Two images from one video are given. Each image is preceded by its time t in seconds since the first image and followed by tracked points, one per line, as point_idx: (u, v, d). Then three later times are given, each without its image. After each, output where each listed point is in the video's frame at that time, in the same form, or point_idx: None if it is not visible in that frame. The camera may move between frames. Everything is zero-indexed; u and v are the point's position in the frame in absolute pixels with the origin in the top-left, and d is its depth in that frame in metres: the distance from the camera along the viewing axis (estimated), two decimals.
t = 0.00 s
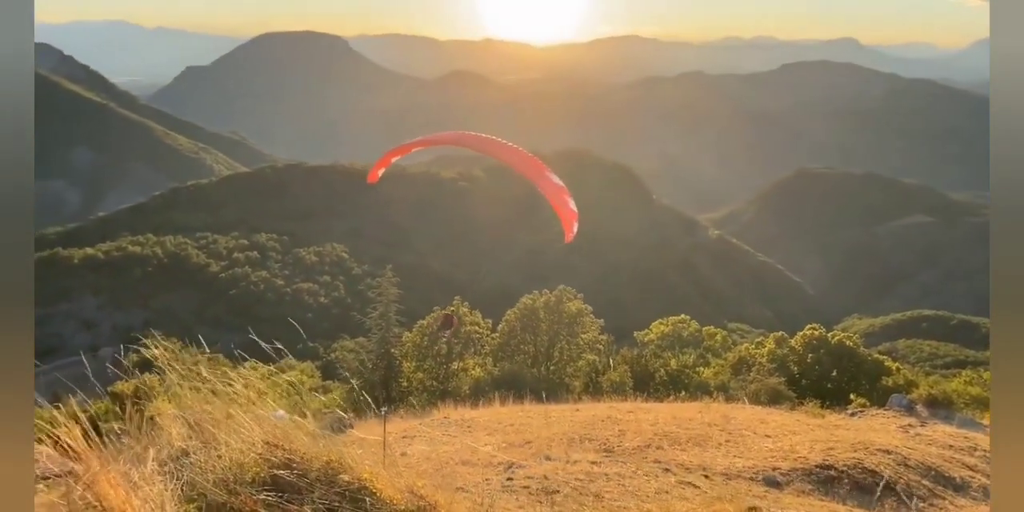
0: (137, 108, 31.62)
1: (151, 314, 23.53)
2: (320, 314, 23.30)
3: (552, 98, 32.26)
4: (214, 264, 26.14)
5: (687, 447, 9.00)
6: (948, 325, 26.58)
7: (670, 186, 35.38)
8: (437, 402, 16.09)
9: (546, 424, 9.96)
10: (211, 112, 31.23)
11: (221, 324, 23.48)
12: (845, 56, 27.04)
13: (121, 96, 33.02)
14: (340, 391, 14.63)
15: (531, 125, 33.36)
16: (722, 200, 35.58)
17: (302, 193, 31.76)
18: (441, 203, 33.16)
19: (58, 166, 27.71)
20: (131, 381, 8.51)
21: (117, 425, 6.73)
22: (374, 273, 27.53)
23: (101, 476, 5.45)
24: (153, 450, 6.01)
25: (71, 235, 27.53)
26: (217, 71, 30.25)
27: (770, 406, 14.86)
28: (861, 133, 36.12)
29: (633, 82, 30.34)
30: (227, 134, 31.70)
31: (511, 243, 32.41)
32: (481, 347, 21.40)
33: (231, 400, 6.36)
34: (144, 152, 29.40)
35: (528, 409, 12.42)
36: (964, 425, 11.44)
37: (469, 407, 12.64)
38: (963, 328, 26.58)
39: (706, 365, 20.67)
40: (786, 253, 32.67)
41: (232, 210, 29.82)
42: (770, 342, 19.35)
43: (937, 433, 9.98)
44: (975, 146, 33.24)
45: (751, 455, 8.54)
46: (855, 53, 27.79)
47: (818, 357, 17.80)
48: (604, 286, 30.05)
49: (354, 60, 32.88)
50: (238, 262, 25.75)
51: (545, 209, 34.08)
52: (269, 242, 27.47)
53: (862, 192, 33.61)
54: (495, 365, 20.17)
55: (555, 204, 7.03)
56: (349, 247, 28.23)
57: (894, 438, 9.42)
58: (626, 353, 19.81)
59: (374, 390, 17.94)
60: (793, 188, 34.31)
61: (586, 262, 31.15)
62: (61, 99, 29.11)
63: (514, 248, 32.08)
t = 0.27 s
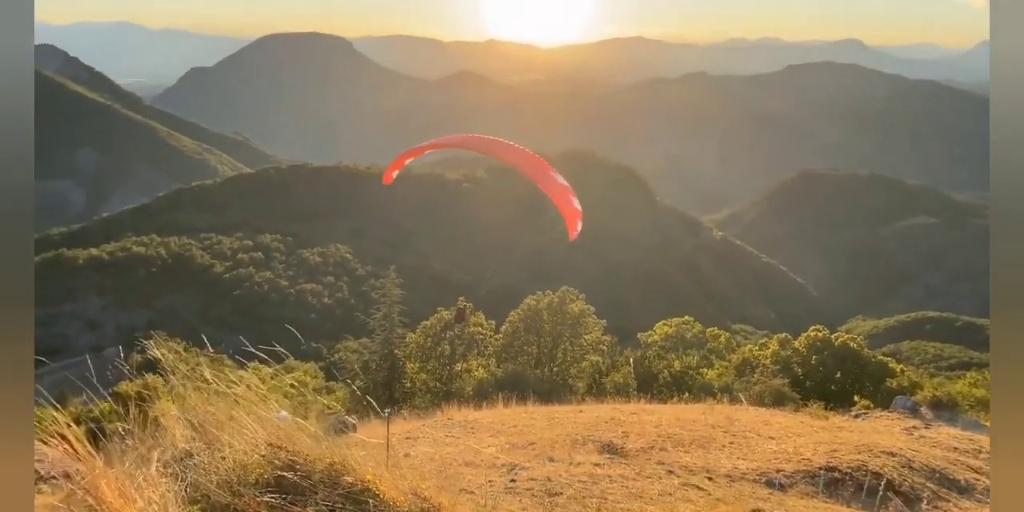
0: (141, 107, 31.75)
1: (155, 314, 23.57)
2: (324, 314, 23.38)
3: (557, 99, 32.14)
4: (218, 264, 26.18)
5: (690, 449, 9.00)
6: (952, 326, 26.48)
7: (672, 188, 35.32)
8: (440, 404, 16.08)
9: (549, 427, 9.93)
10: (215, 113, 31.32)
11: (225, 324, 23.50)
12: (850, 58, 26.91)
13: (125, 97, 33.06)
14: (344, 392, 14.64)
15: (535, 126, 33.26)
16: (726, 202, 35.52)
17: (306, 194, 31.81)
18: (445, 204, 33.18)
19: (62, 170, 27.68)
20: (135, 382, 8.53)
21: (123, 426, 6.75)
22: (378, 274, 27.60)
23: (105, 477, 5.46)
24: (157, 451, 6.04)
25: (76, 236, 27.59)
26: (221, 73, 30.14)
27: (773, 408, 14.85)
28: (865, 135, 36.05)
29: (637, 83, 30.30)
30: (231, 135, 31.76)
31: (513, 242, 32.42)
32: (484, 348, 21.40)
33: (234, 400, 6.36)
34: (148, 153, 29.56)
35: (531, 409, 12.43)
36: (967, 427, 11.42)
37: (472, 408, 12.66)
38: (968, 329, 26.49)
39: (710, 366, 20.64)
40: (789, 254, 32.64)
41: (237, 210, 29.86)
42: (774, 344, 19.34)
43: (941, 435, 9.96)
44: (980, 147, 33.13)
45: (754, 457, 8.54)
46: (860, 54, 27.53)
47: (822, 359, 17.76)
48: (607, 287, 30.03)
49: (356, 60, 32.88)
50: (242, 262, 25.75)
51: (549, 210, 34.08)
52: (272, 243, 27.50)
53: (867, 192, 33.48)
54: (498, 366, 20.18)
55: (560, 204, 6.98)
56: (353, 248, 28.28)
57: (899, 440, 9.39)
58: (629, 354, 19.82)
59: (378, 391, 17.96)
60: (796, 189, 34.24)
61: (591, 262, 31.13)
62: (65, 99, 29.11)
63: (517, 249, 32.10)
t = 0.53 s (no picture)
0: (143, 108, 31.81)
1: (158, 317, 23.59)
2: (326, 316, 23.41)
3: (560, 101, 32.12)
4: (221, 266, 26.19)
5: (693, 452, 8.98)
6: (956, 329, 26.41)
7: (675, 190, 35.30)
8: (443, 406, 16.07)
9: (552, 430, 9.91)
10: (217, 115, 31.35)
11: (227, 326, 23.52)
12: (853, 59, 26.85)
13: (128, 99, 33.11)
14: (346, 394, 14.60)
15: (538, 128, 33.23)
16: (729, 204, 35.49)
17: (309, 196, 31.83)
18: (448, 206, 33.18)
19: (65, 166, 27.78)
20: (138, 383, 8.52)
21: (125, 428, 6.76)
22: (381, 276, 27.62)
23: (107, 480, 5.46)
24: (160, 453, 6.04)
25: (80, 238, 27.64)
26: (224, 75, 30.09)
27: (776, 411, 14.81)
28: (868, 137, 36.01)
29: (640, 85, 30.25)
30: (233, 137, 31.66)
31: (515, 244, 32.43)
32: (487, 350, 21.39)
33: (237, 402, 6.36)
34: (149, 153, 29.78)
35: (533, 412, 12.41)
36: (971, 430, 11.39)
37: (475, 411, 12.64)
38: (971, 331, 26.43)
39: (712, 369, 20.60)
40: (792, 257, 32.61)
41: (240, 212, 29.89)
42: (777, 347, 19.31)
43: (945, 438, 9.93)
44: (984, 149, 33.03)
45: (758, 460, 8.51)
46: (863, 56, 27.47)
47: (826, 361, 17.72)
48: (610, 289, 30.01)
49: (359, 63, 32.90)
50: (245, 265, 25.75)
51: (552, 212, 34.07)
52: (275, 244, 27.51)
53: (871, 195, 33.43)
54: (501, 368, 20.15)
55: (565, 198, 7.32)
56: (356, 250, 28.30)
57: (902, 443, 9.36)
58: (632, 356, 19.81)
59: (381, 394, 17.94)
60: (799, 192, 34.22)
61: (594, 264, 31.09)
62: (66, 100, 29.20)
63: (520, 252, 32.10)
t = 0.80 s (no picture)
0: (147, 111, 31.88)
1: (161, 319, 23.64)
2: (329, 319, 23.46)
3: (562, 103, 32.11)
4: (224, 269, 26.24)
5: (696, 456, 8.97)
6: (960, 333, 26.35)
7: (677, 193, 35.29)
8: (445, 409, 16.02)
9: (554, 433, 9.92)
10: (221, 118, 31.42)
11: (230, 329, 23.56)
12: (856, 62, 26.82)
13: (132, 102, 33.20)
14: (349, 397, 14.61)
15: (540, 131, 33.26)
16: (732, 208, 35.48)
17: (312, 199, 31.90)
18: (450, 209, 33.14)
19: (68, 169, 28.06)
20: (142, 386, 8.55)
21: (128, 431, 6.77)
22: (383, 279, 27.67)
23: (110, 484, 5.46)
24: (163, 457, 6.05)
25: (84, 241, 27.71)
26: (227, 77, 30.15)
27: (778, 414, 14.80)
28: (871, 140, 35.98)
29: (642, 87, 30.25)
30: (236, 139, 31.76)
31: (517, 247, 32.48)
32: (489, 353, 21.39)
33: (239, 405, 6.36)
34: (150, 154, 29.20)
35: (536, 415, 12.41)
36: (974, 434, 11.36)
37: (477, 414, 12.65)
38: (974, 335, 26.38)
39: (715, 372, 20.57)
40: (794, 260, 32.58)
41: (243, 216, 29.97)
42: (779, 350, 19.28)
43: (948, 442, 9.91)
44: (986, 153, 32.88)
45: (760, 464, 8.50)
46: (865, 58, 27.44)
47: (828, 364, 17.69)
48: (612, 292, 30.02)
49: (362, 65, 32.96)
50: (247, 267, 25.79)
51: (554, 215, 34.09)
52: (278, 247, 27.51)
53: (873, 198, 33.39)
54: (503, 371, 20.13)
55: (574, 198, 8.18)
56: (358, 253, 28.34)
57: (905, 447, 9.34)
58: (634, 359, 19.80)
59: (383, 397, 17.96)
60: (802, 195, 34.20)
61: (596, 267, 31.10)
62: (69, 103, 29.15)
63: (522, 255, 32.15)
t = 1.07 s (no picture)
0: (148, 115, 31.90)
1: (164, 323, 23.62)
2: (331, 323, 23.46)
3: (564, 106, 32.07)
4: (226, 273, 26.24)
5: (698, 460, 8.95)
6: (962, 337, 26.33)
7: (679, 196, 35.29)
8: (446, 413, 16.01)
9: (556, 437, 9.91)
10: (223, 121, 31.44)
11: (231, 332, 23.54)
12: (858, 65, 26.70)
13: (134, 106, 33.22)
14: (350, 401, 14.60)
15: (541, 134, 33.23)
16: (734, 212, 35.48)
17: (314, 203, 31.90)
18: (452, 212, 33.10)
19: (71, 174, 28.32)
20: (143, 390, 8.55)
21: (130, 435, 6.76)
22: (385, 282, 27.67)
23: (112, 489, 5.45)
24: (164, 461, 6.04)
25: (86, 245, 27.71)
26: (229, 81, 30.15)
27: (780, 418, 14.78)
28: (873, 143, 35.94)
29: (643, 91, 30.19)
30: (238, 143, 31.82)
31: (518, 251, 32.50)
32: (491, 357, 21.36)
33: (240, 409, 6.35)
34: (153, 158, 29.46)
35: (539, 419, 12.40)
36: (977, 438, 11.35)
37: (479, 417, 12.63)
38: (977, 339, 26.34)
39: (717, 376, 20.54)
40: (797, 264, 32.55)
41: (245, 219, 29.99)
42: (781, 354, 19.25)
43: (951, 447, 9.87)
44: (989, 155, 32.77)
45: (762, 468, 8.48)
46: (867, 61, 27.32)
47: (830, 369, 17.66)
48: (615, 296, 29.98)
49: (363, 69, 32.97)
50: (249, 271, 25.79)
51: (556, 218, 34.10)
52: (280, 251, 27.49)
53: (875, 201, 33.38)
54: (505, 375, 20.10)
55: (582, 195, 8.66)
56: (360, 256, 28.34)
57: (908, 452, 9.31)
58: (636, 363, 19.78)
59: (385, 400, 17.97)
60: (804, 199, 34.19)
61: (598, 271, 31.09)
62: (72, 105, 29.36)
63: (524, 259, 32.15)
